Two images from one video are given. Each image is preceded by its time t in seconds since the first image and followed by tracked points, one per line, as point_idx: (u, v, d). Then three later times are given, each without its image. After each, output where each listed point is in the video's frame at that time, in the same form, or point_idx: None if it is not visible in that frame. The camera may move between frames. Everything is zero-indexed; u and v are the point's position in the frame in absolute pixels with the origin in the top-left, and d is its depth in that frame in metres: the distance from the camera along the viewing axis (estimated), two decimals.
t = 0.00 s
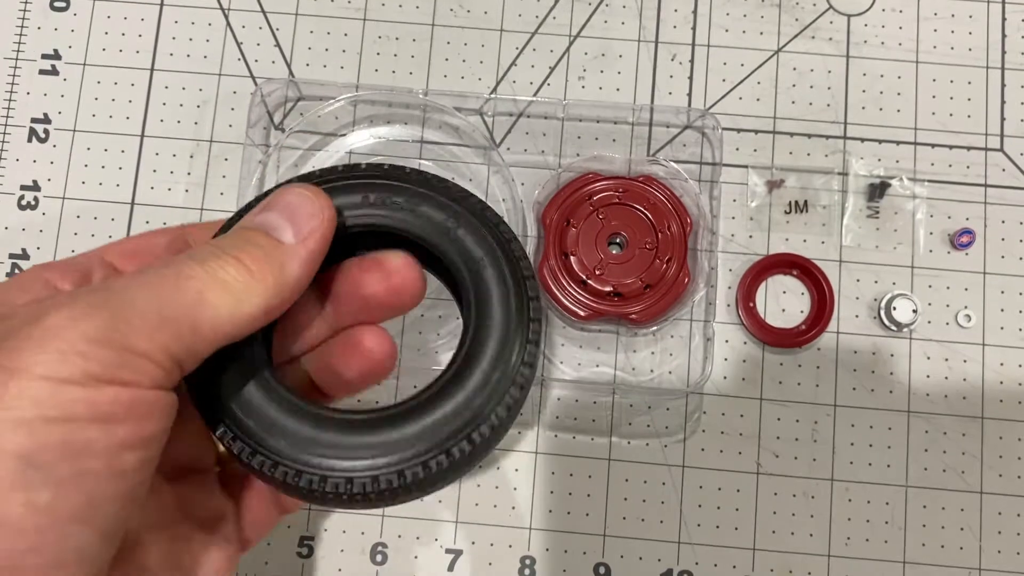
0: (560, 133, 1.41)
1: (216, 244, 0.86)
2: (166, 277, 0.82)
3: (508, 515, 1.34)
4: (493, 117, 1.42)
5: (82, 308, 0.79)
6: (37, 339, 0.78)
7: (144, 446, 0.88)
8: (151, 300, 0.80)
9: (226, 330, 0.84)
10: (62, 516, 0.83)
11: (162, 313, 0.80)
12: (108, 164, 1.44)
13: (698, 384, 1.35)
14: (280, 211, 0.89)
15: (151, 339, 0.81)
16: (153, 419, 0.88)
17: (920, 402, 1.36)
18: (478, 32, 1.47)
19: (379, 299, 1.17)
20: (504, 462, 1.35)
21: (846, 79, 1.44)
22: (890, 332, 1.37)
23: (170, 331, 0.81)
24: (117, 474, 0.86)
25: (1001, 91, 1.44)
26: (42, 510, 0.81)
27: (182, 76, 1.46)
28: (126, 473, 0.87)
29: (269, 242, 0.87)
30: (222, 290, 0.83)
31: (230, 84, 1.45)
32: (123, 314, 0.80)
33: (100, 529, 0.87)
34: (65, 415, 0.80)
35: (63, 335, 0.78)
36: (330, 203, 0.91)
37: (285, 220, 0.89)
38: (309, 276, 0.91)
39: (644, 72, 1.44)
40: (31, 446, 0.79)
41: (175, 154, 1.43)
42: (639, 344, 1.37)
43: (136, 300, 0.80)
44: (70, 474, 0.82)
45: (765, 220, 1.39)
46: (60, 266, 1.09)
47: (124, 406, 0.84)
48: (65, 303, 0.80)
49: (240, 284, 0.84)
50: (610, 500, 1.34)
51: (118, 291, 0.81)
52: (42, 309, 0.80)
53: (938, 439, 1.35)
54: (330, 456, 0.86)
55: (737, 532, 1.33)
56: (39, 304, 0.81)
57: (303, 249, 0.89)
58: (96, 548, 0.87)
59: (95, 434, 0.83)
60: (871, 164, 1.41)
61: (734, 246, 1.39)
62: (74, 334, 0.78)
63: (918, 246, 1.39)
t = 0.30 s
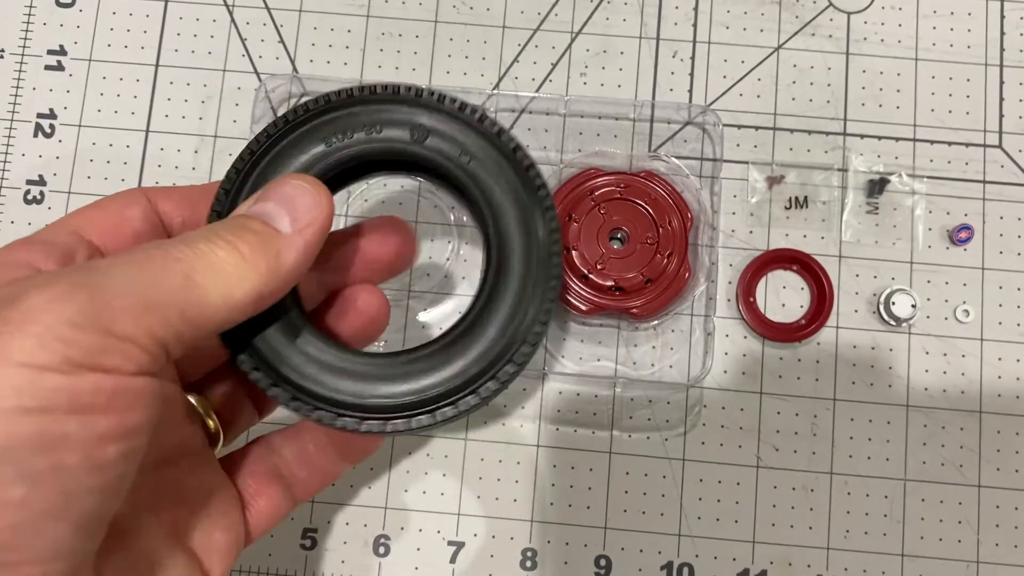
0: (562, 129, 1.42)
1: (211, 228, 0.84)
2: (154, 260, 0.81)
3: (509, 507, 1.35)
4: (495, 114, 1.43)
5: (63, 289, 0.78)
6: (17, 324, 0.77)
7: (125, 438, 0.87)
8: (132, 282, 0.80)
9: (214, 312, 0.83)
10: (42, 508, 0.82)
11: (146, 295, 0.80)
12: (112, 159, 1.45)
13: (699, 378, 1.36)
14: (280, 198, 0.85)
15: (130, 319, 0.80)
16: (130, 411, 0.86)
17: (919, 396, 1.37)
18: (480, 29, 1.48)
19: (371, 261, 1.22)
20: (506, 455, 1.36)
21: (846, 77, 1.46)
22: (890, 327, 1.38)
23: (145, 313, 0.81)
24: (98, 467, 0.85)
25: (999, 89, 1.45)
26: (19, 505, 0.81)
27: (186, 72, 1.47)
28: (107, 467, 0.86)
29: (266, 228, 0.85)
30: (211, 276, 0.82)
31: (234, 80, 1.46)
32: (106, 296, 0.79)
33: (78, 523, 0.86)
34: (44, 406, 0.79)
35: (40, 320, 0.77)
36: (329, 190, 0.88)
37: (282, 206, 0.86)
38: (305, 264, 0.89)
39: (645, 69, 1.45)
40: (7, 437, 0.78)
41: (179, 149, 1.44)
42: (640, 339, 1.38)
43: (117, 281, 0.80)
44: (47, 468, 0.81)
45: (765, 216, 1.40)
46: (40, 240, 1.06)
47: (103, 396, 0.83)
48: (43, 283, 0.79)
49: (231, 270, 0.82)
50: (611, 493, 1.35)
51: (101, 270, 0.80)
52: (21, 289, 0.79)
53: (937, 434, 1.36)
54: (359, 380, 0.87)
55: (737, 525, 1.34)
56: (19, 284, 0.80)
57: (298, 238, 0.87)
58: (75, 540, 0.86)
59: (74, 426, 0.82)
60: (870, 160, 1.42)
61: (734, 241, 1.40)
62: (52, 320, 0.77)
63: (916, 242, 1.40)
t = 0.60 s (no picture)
0: (564, 126, 1.44)
1: (232, 258, 0.82)
2: (170, 290, 0.79)
3: (510, 499, 1.36)
4: (498, 111, 1.44)
5: (81, 314, 0.77)
6: (34, 340, 0.75)
7: (133, 451, 0.86)
8: (146, 313, 0.78)
9: (227, 345, 0.82)
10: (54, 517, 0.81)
11: (160, 327, 0.78)
12: (119, 155, 1.46)
13: (699, 372, 1.38)
14: (308, 234, 0.83)
15: (142, 350, 0.79)
16: (137, 427, 0.85)
17: (916, 391, 1.38)
18: (483, 28, 1.49)
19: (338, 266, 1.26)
20: (507, 448, 1.38)
21: (844, 75, 1.47)
22: (887, 322, 1.40)
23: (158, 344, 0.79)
24: (106, 479, 0.84)
25: (996, 87, 1.47)
26: (33, 509, 0.79)
27: (192, 69, 1.49)
28: (109, 475, 0.84)
29: (287, 265, 0.82)
30: (226, 312, 0.79)
31: (239, 77, 1.48)
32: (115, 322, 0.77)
33: (85, 533, 0.84)
34: (54, 416, 0.77)
35: (59, 340, 0.75)
36: (356, 226, 0.85)
37: (308, 242, 0.83)
38: (324, 299, 0.86)
39: (646, 67, 1.47)
40: (24, 445, 0.76)
41: (185, 146, 1.46)
42: (640, 334, 1.40)
43: (131, 311, 0.78)
44: (59, 475, 0.79)
45: (764, 212, 1.42)
46: (36, 271, 1.06)
47: (110, 409, 0.81)
48: (61, 305, 0.77)
49: (246, 309, 0.80)
50: (611, 485, 1.36)
51: (117, 297, 0.78)
52: (42, 308, 0.78)
53: (933, 428, 1.37)
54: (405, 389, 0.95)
55: (735, 518, 1.36)
56: (38, 302, 0.79)
57: (319, 275, 0.83)
58: (78, 550, 0.85)
59: (85, 437, 0.80)
60: (868, 158, 1.44)
61: (733, 237, 1.41)
62: (70, 339, 0.76)
63: (914, 238, 1.42)
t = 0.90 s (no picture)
0: (565, 126, 1.45)
1: (239, 295, 0.83)
2: (182, 325, 0.79)
3: (512, 496, 1.38)
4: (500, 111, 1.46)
5: (99, 345, 0.76)
6: (49, 370, 0.75)
7: (138, 483, 0.87)
8: (160, 349, 0.78)
9: (233, 381, 0.83)
10: (61, 542, 0.81)
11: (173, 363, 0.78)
12: (124, 154, 1.48)
13: (699, 368, 1.39)
14: (314, 270, 0.85)
15: (152, 385, 0.79)
16: (145, 460, 0.86)
17: (914, 388, 1.40)
18: (485, 28, 1.51)
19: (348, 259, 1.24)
20: (509, 445, 1.39)
21: (843, 75, 1.48)
22: (885, 320, 1.41)
23: (170, 378, 0.79)
24: (111, 508, 0.85)
25: (993, 88, 1.48)
26: (39, 538, 0.79)
27: (196, 69, 1.50)
28: (113, 501, 0.84)
29: (295, 302, 0.84)
30: (236, 349, 0.80)
31: (244, 76, 1.49)
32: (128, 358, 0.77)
33: (87, 560, 0.85)
34: (61, 446, 0.77)
35: (75, 372, 0.75)
36: (362, 265, 0.87)
37: (315, 278, 0.85)
38: (328, 336, 0.88)
39: (646, 67, 1.48)
40: (33, 475, 0.77)
41: (189, 144, 1.47)
42: (640, 331, 1.41)
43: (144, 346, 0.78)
44: (66, 503, 0.80)
45: (763, 211, 1.43)
46: (53, 286, 1.06)
47: (118, 443, 0.82)
48: (79, 335, 0.77)
49: (255, 345, 0.82)
50: (611, 481, 1.38)
51: (131, 331, 0.78)
52: (61, 338, 0.78)
53: (931, 425, 1.39)
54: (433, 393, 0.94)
55: (735, 514, 1.37)
56: (53, 331, 0.79)
57: (325, 313, 0.86)
58: None
59: (95, 466, 0.81)
60: (867, 157, 1.45)
61: (733, 236, 1.43)
62: (87, 372, 0.76)
63: (911, 237, 1.43)
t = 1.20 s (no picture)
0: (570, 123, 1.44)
1: (245, 302, 0.81)
2: (186, 332, 0.77)
3: (515, 494, 1.37)
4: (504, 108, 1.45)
5: (91, 350, 0.74)
6: (42, 376, 0.74)
7: (126, 487, 0.86)
8: (161, 355, 0.76)
9: (231, 394, 0.81)
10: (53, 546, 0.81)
11: (173, 369, 0.76)
12: (127, 150, 1.47)
13: (703, 367, 1.39)
14: (326, 284, 0.84)
15: (144, 392, 0.77)
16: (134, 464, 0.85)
17: (919, 387, 1.39)
18: (489, 25, 1.50)
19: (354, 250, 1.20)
20: (513, 443, 1.38)
21: (849, 73, 1.48)
22: (891, 319, 1.40)
23: (165, 387, 0.77)
24: (100, 513, 0.84)
25: (1000, 86, 1.48)
26: (26, 542, 0.79)
27: (200, 65, 1.50)
28: (102, 505, 0.84)
29: (303, 314, 0.83)
30: (238, 360, 0.79)
31: (247, 73, 1.49)
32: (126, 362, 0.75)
33: (73, 562, 0.85)
34: (51, 452, 0.77)
35: (67, 378, 0.74)
36: (374, 283, 0.87)
37: (327, 293, 0.84)
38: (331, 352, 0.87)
39: (652, 64, 1.48)
40: (24, 482, 0.76)
41: (193, 141, 1.47)
42: (645, 330, 1.41)
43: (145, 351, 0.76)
44: (55, 509, 0.79)
45: (769, 209, 1.42)
46: (41, 274, 1.07)
47: (109, 449, 0.81)
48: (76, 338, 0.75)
49: (259, 356, 0.80)
50: (615, 480, 1.37)
51: (132, 336, 0.76)
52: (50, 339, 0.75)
53: (937, 424, 1.38)
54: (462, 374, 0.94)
55: (739, 513, 1.36)
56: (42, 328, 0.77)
57: (332, 331, 0.85)
58: None
59: (87, 473, 0.80)
60: (873, 155, 1.45)
61: (738, 234, 1.42)
62: (79, 379, 0.74)
63: (918, 236, 1.42)
